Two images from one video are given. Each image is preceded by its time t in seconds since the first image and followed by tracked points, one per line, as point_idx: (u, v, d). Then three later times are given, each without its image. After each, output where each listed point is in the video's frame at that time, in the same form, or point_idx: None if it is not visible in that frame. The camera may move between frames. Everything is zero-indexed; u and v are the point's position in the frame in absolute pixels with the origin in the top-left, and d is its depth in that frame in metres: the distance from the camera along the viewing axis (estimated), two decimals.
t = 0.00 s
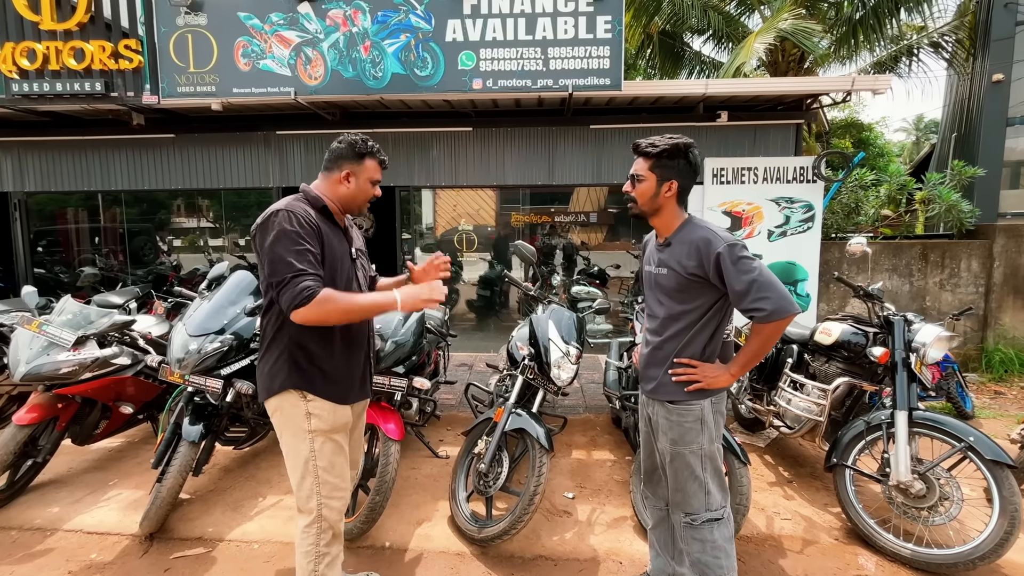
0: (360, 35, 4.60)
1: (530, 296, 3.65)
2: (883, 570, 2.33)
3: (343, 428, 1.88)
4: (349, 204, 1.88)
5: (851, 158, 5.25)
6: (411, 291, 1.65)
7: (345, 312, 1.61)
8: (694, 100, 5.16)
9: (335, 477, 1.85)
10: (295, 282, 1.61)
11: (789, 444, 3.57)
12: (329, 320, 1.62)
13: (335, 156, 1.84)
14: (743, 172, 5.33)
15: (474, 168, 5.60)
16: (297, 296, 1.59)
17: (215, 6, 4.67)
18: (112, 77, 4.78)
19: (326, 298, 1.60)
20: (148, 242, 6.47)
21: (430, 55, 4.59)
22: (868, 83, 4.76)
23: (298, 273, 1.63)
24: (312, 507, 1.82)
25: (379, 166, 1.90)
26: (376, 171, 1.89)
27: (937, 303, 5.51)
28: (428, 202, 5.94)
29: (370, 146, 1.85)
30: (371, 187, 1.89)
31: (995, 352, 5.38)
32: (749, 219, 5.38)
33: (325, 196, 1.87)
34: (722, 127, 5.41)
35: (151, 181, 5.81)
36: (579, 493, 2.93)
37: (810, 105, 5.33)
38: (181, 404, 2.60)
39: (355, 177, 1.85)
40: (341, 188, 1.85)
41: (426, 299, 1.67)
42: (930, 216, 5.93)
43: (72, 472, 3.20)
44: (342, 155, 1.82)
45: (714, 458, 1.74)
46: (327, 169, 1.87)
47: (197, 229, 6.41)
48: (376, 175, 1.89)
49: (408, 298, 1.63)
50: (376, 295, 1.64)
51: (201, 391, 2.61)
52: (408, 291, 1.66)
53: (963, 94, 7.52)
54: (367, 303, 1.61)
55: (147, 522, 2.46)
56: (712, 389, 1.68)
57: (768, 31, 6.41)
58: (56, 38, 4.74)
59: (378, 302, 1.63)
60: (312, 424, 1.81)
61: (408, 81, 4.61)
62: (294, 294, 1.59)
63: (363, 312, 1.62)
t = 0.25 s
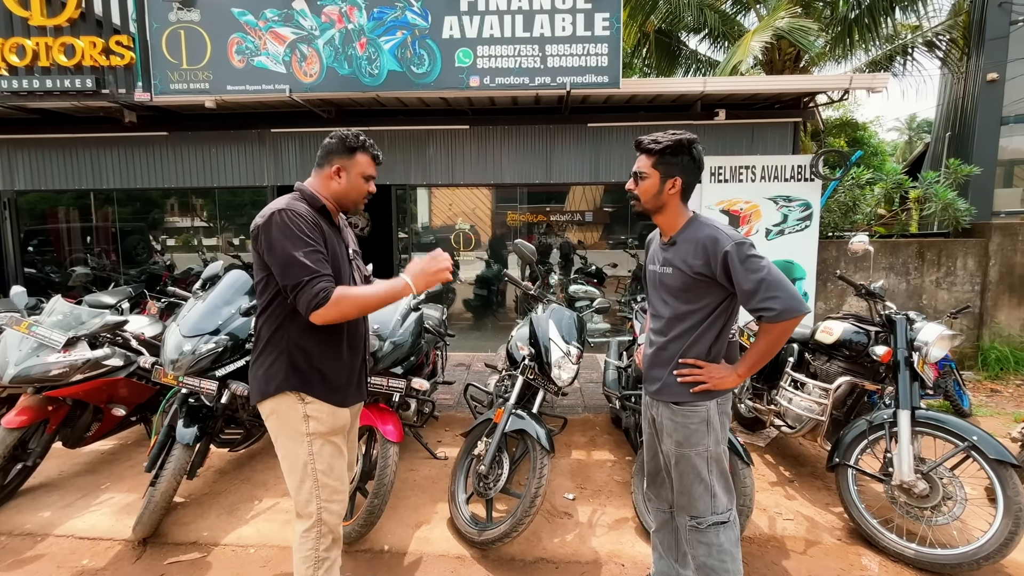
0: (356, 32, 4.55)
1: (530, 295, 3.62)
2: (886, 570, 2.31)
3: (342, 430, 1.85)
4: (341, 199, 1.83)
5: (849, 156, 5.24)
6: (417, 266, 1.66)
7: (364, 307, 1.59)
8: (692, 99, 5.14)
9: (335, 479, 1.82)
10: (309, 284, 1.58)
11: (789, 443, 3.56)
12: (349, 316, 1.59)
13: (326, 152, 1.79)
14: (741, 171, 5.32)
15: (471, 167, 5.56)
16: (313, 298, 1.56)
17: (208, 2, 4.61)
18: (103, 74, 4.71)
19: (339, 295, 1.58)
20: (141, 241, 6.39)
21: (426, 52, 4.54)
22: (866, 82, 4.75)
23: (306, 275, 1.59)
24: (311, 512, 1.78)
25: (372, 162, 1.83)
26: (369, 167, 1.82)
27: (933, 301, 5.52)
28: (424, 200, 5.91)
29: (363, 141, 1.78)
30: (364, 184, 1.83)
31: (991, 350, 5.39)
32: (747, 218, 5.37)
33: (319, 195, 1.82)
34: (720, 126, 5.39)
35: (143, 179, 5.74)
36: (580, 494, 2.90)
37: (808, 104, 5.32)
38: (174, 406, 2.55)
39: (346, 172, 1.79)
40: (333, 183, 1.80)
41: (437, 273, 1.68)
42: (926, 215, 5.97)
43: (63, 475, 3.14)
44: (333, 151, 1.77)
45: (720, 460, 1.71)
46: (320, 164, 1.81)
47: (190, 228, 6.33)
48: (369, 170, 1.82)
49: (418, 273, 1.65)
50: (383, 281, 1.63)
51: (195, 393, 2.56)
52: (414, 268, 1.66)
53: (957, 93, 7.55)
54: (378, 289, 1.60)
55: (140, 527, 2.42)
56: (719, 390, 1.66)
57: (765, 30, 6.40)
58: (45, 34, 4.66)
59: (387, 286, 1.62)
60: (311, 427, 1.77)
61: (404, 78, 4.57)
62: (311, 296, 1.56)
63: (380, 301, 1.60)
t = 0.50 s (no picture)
0: (353, 28, 4.51)
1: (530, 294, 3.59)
2: (891, 569, 2.30)
3: (346, 432, 1.82)
4: (332, 186, 1.80)
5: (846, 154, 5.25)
6: (415, 351, 1.64)
7: (344, 343, 1.56)
8: (690, 97, 5.12)
9: (339, 482, 1.79)
10: (304, 291, 1.54)
11: (789, 441, 3.55)
12: (323, 341, 1.56)
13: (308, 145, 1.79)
14: (739, 169, 5.31)
15: (469, 165, 5.53)
16: (300, 306, 1.52)
17: None
18: (95, 71, 4.64)
19: (329, 317, 1.55)
20: (134, 240, 6.31)
21: (424, 49, 4.50)
22: (864, 80, 4.75)
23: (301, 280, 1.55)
24: (314, 515, 1.75)
25: (353, 140, 1.80)
26: (350, 144, 1.78)
27: (930, 299, 5.53)
28: (419, 199, 5.77)
29: (338, 122, 1.76)
30: (350, 163, 1.79)
31: (987, 347, 5.41)
32: (745, 216, 5.36)
33: (315, 190, 1.78)
34: (718, 124, 5.38)
35: (136, 178, 5.67)
36: (582, 494, 2.88)
37: (806, 102, 5.32)
38: (171, 407, 2.51)
39: (329, 158, 1.76)
40: (321, 172, 1.79)
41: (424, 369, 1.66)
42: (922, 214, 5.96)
43: (57, 479, 3.09)
44: (312, 141, 1.77)
45: (728, 460, 1.69)
46: (306, 156, 1.81)
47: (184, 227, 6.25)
48: (351, 148, 1.78)
49: (408, 359, 1.63)
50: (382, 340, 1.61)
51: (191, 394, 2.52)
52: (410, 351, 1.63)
53: (951, 91, 7.58)
54: (371, 342, 1.58)
55: (136, 531, 2.37)
56: (725, 390, 1.64)
57: (761, 28, 6.39)
58: (36, 30, 4.59)
59: (382, 346, 1.60)
60: (314, 428, 1.74)
61: (401, 76, 4.53)
62: (305, 303, 1.53)
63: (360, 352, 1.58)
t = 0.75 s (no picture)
0: (350, 26, 4.47)
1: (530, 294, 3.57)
2: (895, 567, 2.30)
3: (348, 433, 1.79)
4: (330, 184, 1.77)
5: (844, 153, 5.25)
6: (417, 351, 1.58)
7: (342, 338, 1.51)
8: (688, 95, 5.12)
9: (342, 484, 1.77)
10: (299, 285, 1.51)
11: (790, 440, 3.55)
12: (319, 339, 1.52)
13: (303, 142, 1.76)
14: (737, 167, 5.32)
15: (467, 163, 5.51)
16: (294, 299, 1.49)
17: None
18: (89, 68, 4.58)
19: (324, 312, 1.51)
20: (128, 240, 6.25)
21: (422, 47, 4.47)
22: (862, 79, 4.76)
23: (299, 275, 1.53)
24: (318, 517, 1.72)
25: (348, 136, 1.76)
26: (345, 140, 1.75)
27: (927, 297, 5.55)
28: (415, 198, 5.74)
29: (333, 117, 1.73)
30: (346, 159, 1.75)
31: (983, 345, 5.43)
32: (744, 215, 5.36)
33: (313, 188, 1.75)
34: (716, 123, 5.38)
35: (131, 177, 5.62)
36: (584, 494, 2.86)
37: (803, 101, 5.32)
38: (169, 408, 2.48)
39: (325, 155, 1.73)
40: (316, 169, 1.76)
41: (427, 369, 1.59)
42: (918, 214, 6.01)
43: (52, 481, 3.05)
44: (308, 139, 1.74)
45: (735, 460, 1.67)
46: (303, 154, 1.78)
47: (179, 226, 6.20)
48: (346, 144, 1.75)
49: (410, 359, 1.56)
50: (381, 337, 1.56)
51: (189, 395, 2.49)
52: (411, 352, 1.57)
53: (945, 90, 7.62)
54: (370, 339, 1.53)
55: (135, 534, 2.34)
56: (732, 389, 1.62)
57: (759, 27, 6.38)
58: (28, 27, 4.53)
59: (381, 345, 1.55)
60: (316, 430, 1.71)
61: (399, 74, 4.50)
62: (301, 298, 1.49)
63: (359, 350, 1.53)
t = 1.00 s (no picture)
0: (347, 23, 4.43)
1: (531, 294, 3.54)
2: (899, 566, 2.30)
3: (352, 435, 1.77)
4: (332, 180, 1.73)
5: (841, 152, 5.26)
6: (416, 229, 1.46)
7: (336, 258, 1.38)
8: (686, 94, 5.12)
9: (346, 486, 1.74)
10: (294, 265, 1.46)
11: (791, 438, 3.55)
12: (321, 272, 1.38)
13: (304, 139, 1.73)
14: (736, 166, 5.33)
15: (465, 162, 5.48)
16: (282, 256, 1.42)
17: None
18: (81, 65, 4.52)
19: (311, 251, 1.39)
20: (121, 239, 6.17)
21: (420, 45, 4.44)
22: (860, 77, 4.77)
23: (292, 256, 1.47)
24: (322, 520, 1.69)
25: (348, 131, 1.71)
26: (345, 135, 1.71)
27: (923, 295, 5.58)
28: (411, 198, 5.64)
29: (333, 113, 1.68)
30: (347, 155, 1.71)
31: (979, 343, 5.45)
32: (742, 213, 5.36)
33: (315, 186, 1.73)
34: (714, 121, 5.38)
35: (124, 176, 5.56)
36: (586, 494, 2.85)
37: (801, 99, 5.33)
38: (167, 410, 2.44)
39: (325, 151, 1.70)
40: (318, 167, 1.73)
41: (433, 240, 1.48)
42: (912, 211, 6.11)
43: (46, 485, 3.00)
44: (308, 135, 1.71)
45: (744, 460, 1.66)
46: (304, 151, 1.75)
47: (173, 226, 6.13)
48: (347, 140, 1.71)
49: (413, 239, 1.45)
50: (372, 236, 1.42)
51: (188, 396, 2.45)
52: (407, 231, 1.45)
53: (939, 89, 7.66)
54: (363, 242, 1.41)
55: (132, 538, 2.30)
56: (742, 388, 1.61)
57: (755, 26, 6.38)
58: (19, 23, 4.46)
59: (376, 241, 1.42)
60: (319, 431, 1.69)
61: (397, 72, 4.46)
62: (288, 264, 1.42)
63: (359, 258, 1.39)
